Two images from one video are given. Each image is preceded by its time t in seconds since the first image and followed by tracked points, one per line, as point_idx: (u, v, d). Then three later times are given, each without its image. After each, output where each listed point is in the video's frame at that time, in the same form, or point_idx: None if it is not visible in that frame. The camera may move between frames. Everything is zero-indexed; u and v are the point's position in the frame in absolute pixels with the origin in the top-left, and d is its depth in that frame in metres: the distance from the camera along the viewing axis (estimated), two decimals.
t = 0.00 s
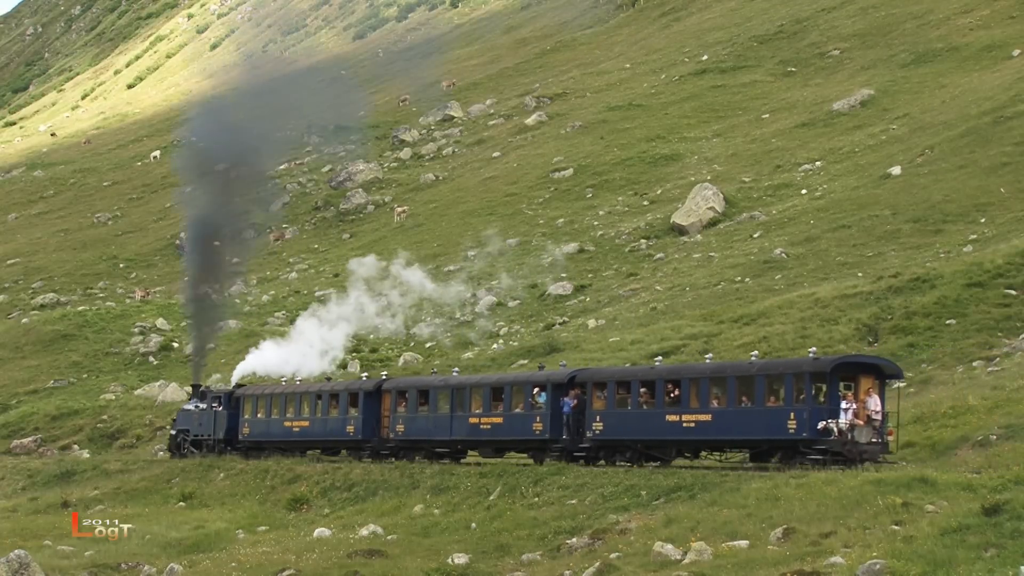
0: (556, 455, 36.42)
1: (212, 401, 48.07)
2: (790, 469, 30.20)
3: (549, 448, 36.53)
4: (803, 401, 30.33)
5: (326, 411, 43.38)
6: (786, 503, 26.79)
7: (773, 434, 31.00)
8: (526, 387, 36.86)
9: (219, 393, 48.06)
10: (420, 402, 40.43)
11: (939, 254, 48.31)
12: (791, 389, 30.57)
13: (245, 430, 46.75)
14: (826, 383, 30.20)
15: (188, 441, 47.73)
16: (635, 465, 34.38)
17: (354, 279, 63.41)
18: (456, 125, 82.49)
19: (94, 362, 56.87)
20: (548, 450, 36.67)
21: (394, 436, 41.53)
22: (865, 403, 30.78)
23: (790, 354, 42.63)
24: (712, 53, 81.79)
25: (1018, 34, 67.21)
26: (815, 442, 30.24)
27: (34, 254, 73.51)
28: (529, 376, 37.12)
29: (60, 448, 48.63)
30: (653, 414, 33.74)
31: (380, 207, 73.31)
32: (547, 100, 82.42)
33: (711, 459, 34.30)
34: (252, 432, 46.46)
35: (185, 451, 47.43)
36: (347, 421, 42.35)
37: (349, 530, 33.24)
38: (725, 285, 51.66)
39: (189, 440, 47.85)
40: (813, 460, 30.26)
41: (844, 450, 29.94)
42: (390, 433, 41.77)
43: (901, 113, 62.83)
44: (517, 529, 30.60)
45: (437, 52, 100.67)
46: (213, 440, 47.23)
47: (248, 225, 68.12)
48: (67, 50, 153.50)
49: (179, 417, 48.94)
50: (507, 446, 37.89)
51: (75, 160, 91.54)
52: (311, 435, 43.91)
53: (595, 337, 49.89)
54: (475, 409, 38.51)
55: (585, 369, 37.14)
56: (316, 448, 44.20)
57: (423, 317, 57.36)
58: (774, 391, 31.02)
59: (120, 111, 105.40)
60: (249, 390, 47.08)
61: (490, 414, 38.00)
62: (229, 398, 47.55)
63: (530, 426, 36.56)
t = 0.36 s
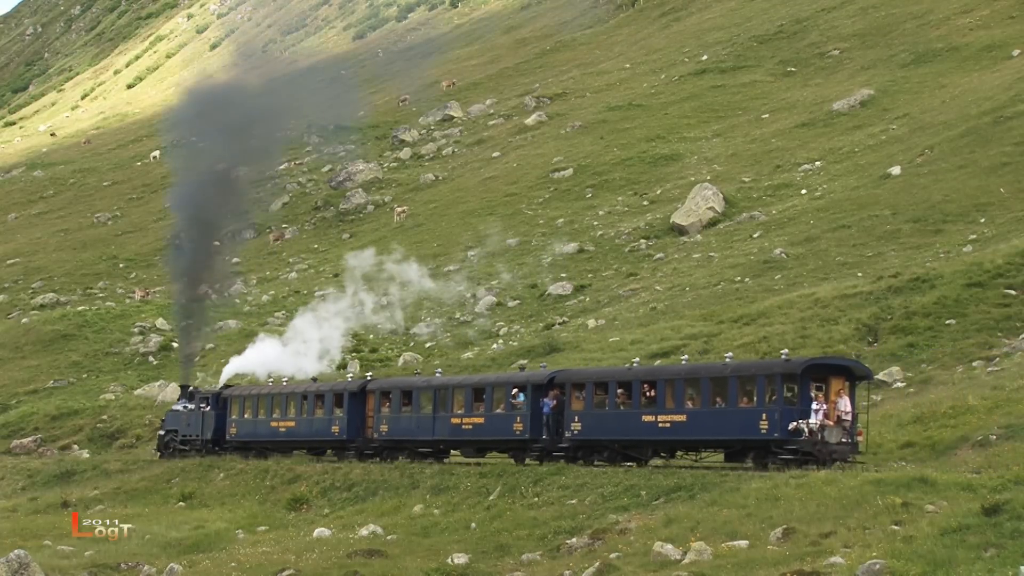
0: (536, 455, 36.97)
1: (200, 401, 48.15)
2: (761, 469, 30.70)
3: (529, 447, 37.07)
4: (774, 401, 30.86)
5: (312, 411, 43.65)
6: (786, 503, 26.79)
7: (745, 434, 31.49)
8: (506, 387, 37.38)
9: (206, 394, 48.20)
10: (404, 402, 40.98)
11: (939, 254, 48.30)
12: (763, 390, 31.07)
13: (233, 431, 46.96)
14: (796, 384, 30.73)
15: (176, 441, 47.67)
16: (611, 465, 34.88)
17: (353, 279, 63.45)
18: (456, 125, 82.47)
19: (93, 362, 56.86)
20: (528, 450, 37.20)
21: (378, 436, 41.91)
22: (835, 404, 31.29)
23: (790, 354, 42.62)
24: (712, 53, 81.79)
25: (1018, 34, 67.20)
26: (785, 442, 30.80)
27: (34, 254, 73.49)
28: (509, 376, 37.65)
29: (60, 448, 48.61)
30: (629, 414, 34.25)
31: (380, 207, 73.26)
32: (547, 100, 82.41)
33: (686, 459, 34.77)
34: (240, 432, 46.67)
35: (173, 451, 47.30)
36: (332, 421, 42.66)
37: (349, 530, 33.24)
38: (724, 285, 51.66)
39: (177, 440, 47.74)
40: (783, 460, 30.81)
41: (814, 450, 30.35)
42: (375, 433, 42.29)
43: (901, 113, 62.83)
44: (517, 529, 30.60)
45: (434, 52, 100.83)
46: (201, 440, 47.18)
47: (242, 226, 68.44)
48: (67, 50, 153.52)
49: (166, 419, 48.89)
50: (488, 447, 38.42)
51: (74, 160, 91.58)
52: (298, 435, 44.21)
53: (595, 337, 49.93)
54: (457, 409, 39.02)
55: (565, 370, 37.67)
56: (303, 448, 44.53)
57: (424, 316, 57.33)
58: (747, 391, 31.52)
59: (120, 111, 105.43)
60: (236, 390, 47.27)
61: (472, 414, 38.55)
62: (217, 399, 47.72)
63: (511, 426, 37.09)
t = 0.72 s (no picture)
0: (517, 455, 37.26)
1: (189, 402, 48.50)
2: (734, 469, 31.05)
3: (510, 447, 37.37)
4: (747, 402, 31.17)
5: (298, 412, 44.06)
6: (786, 503, 26.78)
7: (719, 435, 31.79)
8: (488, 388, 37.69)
9: (195, 395, 48.57)
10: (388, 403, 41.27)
11: (939, 254, 48.30)
12: (736, 391, 31.38)
13: (220, 431, 47.28)
14: (769, 386, 31.00)
15: (167, 441, 47.90)
16: (590, 464, 35.17)
17: (353, 279, 63.49)
18: (456, 125, 82.48)
19: (94, 362, 56.90)
20: (509, 450, 37.50)
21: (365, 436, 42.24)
22: (807, 404, 31.54)
23: (789, 354, 42.64)
24: (712, 53, 81.78)
25: (1018, 34, 67.20)
26: (758, 442, 31.07)
27: (34, 254, 73.51)
28: (490, 377, 37.97)
29: (60, 448, 48.60)
30: (607, 415, 34.58)
31: (380, 207, 73.22)
32: (547, 100, 82.41)
33: (664, 459, 35.06)
34: (228, 433, 47.01)
35: (163, 452, 47.55)
36: (317, 421, 43.07)
37: (349, 530, 33.24)
38: (725, 285, 51.67)
39: (167, 441, 47.95)
40: (756, 460, 31.08)
41: (786, 450, 30.67)
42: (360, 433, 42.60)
43: (901, 113, 62.83)
44: (518, 529, 30.60)
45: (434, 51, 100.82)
46: (190, 440, 47.54)
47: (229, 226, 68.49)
48: (67, 50, 153.56)
49: (154, 419, 49.06)
50: (471, 447, 38.71)
51: (75, 160, 91.63)
52: (284, 435, 44.63)
53: (594, 336, 50.04)
54: (440, 410, 39.35)
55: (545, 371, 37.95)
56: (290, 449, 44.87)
57: (424, 315, 57.33)
58: (720, 392, 31.85)
59: (120, 111, 105.52)
60: (224, 391, 47.67)
61: (454, 414, 38.87)
62: (205, 400, 48.08)
63: (492, 427, 37.41)
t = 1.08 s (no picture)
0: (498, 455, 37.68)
1: (178, 403, 48.61)
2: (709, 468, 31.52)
3: (491, 447, 37.80)
4: (720, 403, 31.68)
5: (284, 412, 44.36)
6: (786, 503, 26.78)
7: (695, 435, 32.27)
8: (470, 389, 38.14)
9: (184, 395, 48.69)
10: (373, 404, 41.63)
11: (939, 254, 48.31)
12: (710, 391, 31.88)
13: (208, 431, 47.51)
14: (742, 387, 31.54)
15: (155, 440, 47.87)
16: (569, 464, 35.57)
17: (353, 279, 63.53)
18: (456, 125, 82.49)
19: (94, 362, 56.92)
20: (490, 450, 37.92)
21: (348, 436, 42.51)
22: (780, 405, 32.09)
23: (789, 354, 42.65)
24: (712, 53, 81.78)
25: (1018, 34, 67.21)
26: (732, 442, 31.58)
27: (34, 254, 73.52)
28: (473, 378, 38.42)
29: (60, 448, 48.59)
30: (585, 416, 35.02)
31: (380, 207, 73.21)
32: (547, 100, 82.41)
33: (640, 459, 35.51)
34: (216, 433, 47.28)
35: (152, 452, 47.52)
36: (303, 421, 43.38)
37: (349, 530, 33.23)
38: (725, 285, 51.66)
39: (156, 441, 47.93)
40: (729, 460, 31.61)
41: (758, 450, 31.27)
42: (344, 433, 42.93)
43: (901, 113, 62.84)
44: (518, 529, 30.60)
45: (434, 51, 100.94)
46: (179, 440, 47.52)
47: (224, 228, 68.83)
48: (67, 50, 153.52)
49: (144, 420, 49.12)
50: (453, 447, 39.12)
51: (75, 160, 91.67)
52: (270, 435, 44.83)
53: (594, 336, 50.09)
54: (423, 410, 39.77)
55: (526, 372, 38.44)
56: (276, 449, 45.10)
57: (425, 315, 57.33)
58: (696, 393, 32.33)
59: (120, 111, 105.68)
60: (213, 391, 47.91)
61: (437, 414, 39.30)
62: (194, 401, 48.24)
63: (474, 426, 37.85)
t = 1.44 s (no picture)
0: (480, 454, 38.02)
1: (167, 404, 48.73)
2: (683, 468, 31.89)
3: (473, 447, 38.15)
4: (695, 404, 32.05)
5: (271, 413, 44.53)
6: (787, 503, 26.77)
7: (670, 435, 32.64)
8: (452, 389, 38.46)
9: (173, 396, 48.84)
10: (357, 404, 41.91)
11: (939, 254, 48.30)
12: (685, 392, 32.26)
13: (197, 432, 47.73)
14: (716, 388, 31.90)
15: (145, 441, 48.00)
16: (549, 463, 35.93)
17: (353, 279, 63.57)
18: (456, 125, 82.50)
19: (94, 362, 56.98)
20: (472, 450, 38.28)
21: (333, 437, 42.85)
22: (753, 406, 32.44)
23: (789, 354, 42.67)
24: (712, 53, 81.78)
25: (1018, 34, 67.21)
26: (706, 442, 31.95)
27: (34, 254, 73.54)
28: (455, 379, 38.75)
29: (60, 448, 48.60)
30: (564, 416, 35.39)
31: (380, 207, 73.19)
32: (547, 100, 82.40)
33: (620, 458, 35.84)
34: (204, 433, 47.50)
35: (142, 452, 47.64)
36: (290, 422, 43.69)
37: (349, 530, 33.24)
38: (724, 285, 51.65)
39: (145, 442, 48.08)
40: (704, 460, 31.96)
41: (732, 450, 31.69)
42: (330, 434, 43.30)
43: (901, 113, 62.84)
44: (518, 529, 30.60)
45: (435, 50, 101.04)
46: (168, 440, 47.65)
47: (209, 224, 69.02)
48: (67, 50, 153.53)
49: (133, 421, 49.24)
50: (437, 447, 39.46)
51: (75, 160, 91.74)
52: (258, 436, 45.10)
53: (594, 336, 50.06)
54: (406, 410, 40.08)
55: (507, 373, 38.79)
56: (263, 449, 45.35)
57: (426, 315, 57.32)
58: (671, 394, 32.68)
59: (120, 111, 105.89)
60: (201, 391, 48.09)
61: (420, 415, 39.62)
62: (183, 401, 48.40)
63: (456, 427, 38.20)
